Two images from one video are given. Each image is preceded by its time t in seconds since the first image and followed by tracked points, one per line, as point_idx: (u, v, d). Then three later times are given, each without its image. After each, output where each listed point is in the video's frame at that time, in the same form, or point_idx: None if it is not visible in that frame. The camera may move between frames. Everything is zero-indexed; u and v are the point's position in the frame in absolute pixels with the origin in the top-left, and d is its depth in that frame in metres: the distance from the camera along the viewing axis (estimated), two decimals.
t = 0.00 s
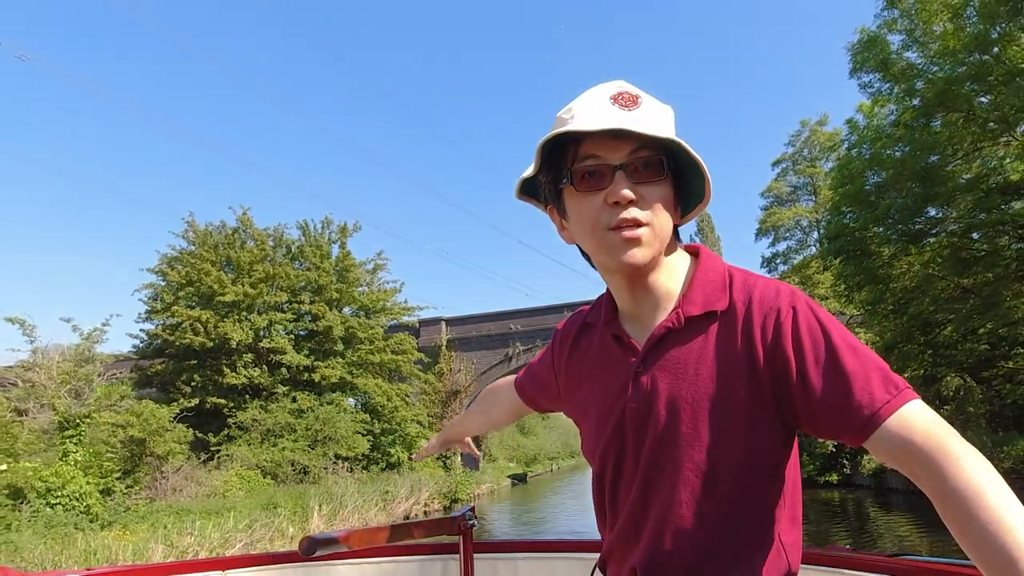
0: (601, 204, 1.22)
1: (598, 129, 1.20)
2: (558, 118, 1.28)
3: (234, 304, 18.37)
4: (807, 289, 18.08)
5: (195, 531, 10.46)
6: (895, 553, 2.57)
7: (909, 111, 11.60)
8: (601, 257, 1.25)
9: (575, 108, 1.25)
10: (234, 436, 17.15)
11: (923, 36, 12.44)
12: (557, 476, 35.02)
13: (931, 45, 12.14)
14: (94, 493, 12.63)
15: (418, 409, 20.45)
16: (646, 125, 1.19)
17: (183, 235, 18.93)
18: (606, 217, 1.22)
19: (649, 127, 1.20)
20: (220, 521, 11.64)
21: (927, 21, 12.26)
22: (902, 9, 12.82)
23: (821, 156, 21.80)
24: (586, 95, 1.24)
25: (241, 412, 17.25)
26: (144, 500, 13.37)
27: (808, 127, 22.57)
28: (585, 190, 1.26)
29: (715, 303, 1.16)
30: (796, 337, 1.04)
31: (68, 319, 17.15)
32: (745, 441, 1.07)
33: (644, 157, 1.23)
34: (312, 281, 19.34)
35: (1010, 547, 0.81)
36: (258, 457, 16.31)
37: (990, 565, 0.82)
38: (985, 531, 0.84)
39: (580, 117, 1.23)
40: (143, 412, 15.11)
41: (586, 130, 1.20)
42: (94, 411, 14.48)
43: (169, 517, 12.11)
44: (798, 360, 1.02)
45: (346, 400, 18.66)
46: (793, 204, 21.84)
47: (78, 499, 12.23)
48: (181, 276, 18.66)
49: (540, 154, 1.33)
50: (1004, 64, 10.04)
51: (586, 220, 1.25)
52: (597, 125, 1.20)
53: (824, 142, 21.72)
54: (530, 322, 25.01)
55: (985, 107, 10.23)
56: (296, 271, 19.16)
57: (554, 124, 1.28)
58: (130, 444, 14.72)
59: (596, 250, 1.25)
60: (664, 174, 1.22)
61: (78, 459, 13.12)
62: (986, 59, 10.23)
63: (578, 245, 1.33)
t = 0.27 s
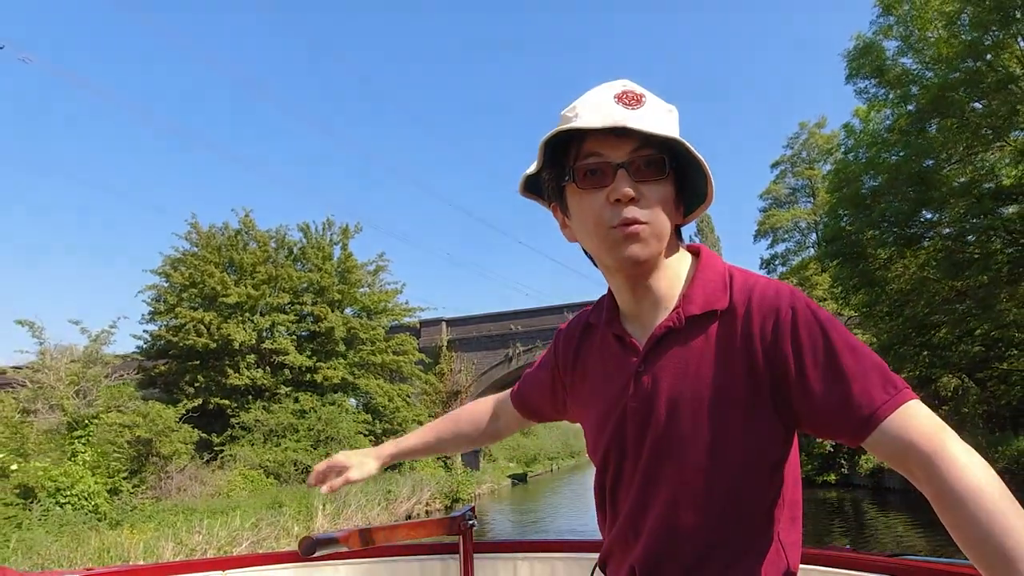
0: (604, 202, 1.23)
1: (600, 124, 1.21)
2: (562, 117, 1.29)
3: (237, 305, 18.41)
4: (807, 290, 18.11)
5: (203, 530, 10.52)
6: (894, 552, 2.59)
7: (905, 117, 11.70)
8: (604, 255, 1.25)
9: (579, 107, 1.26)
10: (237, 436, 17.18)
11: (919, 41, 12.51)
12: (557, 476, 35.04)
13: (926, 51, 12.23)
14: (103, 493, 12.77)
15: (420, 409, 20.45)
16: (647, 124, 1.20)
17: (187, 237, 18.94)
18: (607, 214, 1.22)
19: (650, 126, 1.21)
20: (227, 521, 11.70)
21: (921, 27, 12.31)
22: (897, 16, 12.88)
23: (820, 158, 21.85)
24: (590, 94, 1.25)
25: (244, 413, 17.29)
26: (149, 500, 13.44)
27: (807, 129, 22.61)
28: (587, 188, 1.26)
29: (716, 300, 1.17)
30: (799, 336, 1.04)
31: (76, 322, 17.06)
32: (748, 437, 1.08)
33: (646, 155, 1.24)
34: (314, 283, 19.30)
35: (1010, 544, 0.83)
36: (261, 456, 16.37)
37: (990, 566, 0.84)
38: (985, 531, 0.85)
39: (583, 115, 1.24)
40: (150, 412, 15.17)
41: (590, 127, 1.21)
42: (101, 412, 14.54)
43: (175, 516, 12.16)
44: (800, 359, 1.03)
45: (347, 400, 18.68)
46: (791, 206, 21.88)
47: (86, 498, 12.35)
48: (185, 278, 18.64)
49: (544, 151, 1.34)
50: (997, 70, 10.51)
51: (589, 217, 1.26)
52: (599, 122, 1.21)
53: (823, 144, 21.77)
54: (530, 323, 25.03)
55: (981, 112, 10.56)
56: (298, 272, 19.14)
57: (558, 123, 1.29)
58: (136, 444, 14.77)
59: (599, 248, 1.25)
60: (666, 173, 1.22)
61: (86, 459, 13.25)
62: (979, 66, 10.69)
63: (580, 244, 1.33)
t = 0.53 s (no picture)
0: (611, 201, 1.24)
1: (610, 123, 1.21)
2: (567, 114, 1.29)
3: (240, 307, 18.45)
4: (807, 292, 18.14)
5: (211, 529, 10.57)
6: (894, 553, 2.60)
7: (900, 123, 11.72)
8: (608, 254, 1.26)
9: (585, 105, 1.26)
10: (240, 437, 17.20)
11: (914, 47, 12.51)
12: (557, 476, 35.06)
13: (921, 57, 12.23)
14: (110, 493, 12.84)
15: (421, 410, 20.48)
16: (655, 123, 1.21)
17: (189, 239, 18.97)
18: (616, 213, 1.23)
19: (658, 125, 1.22)
20: (233, 519, 11.74)
21: (916, 33, 12.29)
22: (893, 21, 12.91)
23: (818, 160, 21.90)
24: (596, 92, 1.25)
25: (247, 414, 17.32)
26: (157, 499, 13.47)
27: (805, 131, 22.66)
28: (593, 186, 1.27)
29: (720, 302, 1.18)
30: (801, 337, 1.05)
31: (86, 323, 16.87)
32: (752, 439, 1.08)
33: (653, 154, 1.24)
34: (316, 284, 19.28)
35: (1006, 548, 0.83)
36: (264, 456, 16.39)
37: (982, 568, 0.84)
38: (974, 531, 0.85)
39: (590, 114, 1.24)
40: (156, 413, 15.21)
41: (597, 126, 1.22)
42: (108, 413, 14.56)
43: (182, 515, 12.20)
44: (802, 359, 1.04)
45: (349, 401, 18.71)
46: (790, 208, 21.93)
47: (94, 498, 12.43)
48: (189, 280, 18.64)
49: (548, 149, 1.34)
50: (992, 75, 10.57)
51: (595, 217, 1.26)
52: (607, 120, 1.22)
53: (821, 146, 21.83)
54: (530, 323, 25.07)
55: (973, 120, 10.52)
56: (300, 274, 19.16)
57: (564, 120, 1.29)
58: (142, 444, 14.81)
59: (604, 247, 1.26)
60: (672, 173, 1.23)
61: (94, 460, 13.32)
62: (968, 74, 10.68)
63: (584, 243, 1.33)
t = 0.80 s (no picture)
0: (615, 198, 1.23)
1: (619, 121, 1.21)
2: (573, 110, 1.28)
3: (243, 308, 18.45)
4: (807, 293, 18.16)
5: (219, 528, 10.62)
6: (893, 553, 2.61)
7: (895, 128, 11.78)
8: (610, 251, 1.25)
9: (591, 102, 1.25)
10: (243, 437, 17.24)
11: (910, 52, 12.56)
12: (557, 476, 35.07)
13: (916, 62, 12.27)
14: (118, 492, 12.81)
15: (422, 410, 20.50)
16: (663, 122, 1.21)
17: (192, 240, 18.96)
18: (620, 210, 1.22)
19: (665, 125, 1.22)
20: (239, 518, 11.77)
21: (912, 40, 12.29)
22: (890, 27, 12.96)
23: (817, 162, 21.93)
24: (604, 88, 1.25)
25: (250, 414, 17.34)
26: (164, 498, 13.47)
27: (804, 133, 22.69)
28: (598, 183, 1.26)
29: (722, 300, 1.18)
30: (805, 336, 1.06)
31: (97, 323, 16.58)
32: (756, 439, 1.08)
33: (659, 153, 1.24)
34: (318, 286, 19.28)
35: (1005, 546, 0.85)
36: (267, 456, 16.41)
37: (984, 567, 0.86)
38: (982, 527, 0.87)
39: (597, 111, 1.24)
40: (162, 414, 15.22)
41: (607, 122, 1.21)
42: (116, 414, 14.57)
43: (189, 514, 12.20)
44: (806, 357, 1.05)
45: (351, 401, 18.74)
46: (788, 209, 21.97)
47: (103, 497, 12.44)
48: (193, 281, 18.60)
49: (553, 144, 1.33)
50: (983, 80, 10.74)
51: (597, 214, 1.25)
52: (615, 117, 1.21)
53: (819, 148, 21.87)
54: (530, 323, 25.09)
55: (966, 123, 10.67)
56: (301, 275, 19.14)
57: (569, 115, 1.28)
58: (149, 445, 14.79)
59: (606, 244, 1.25)
60: (677, 172, 1.24)
61: (102, 459, 13.33)
62: (962, 80, 10.80)
63: (584, 238, 1.32)
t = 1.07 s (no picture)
0: (600, 198, 1.24)
1: (601, 122, 1.22)
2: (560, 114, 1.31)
3: (246, 309, 18.47)
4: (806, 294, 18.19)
5: (227, 526, 10.68)
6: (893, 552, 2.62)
7: (890, 134, 11.80)
8: (602, 251, 1.26)
9: (576, 105, 1.28)
10: (246, 437, 17.26)
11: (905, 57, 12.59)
12: (557, 476, 35.08)
13: (911, 66, 12.31)
14: (125, 491, 12.90)
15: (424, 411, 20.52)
16: (645, 121, 1.21)
17: (195, 242, 18.98)
18: (605, 210, 1.23)
19: (647, 122, 1.22)
20: (245, 518, 11.81)
21: (907, 45, 12.31)
22: (885, 33, 12.99)
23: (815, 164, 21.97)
24: (589, 92, 1.27)
25: (252, 415, 17.35)
26: (169, 497, 13.51)
27: (803, 136, 22.74)
28: (584, 183, 1.27)
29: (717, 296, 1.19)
30: (795, 327, 1.06)
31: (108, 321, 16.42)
32: (753, 433, 1.08)
33: (645, 150, 1.25)
34: (319, 287, 19.26)
35: (1002, 543, 0.83)
36: (270, 456, 16.43)
37: (984, 568, 0.84)
38: (980, 525, 0.85)
39: (581, 113, 1.26)
40: (168, 414, 15.26)
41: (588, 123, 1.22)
42: (122, 415, 14.65)
43: (195, 513, 12.24)
44: (797, 348, 1.05)
45: (353, 402, 18.76)
46: (788, 211, 22.00)
47: (110, 496, 12.48)
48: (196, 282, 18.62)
49: (542, 147, 1.36)
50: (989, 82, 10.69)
51: (586, 214, 1.27)
52: (597, 117, 1.23)
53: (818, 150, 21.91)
54: (530, 324, 25.11)
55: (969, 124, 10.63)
56: (303, 276, 19.14)
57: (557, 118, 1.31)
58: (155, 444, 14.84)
59: (597, 243, 1.26)
60: (663, 168, 1.24)
61: (109, 459, 13.43)
62: (951, 89, 10.83)
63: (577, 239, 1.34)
